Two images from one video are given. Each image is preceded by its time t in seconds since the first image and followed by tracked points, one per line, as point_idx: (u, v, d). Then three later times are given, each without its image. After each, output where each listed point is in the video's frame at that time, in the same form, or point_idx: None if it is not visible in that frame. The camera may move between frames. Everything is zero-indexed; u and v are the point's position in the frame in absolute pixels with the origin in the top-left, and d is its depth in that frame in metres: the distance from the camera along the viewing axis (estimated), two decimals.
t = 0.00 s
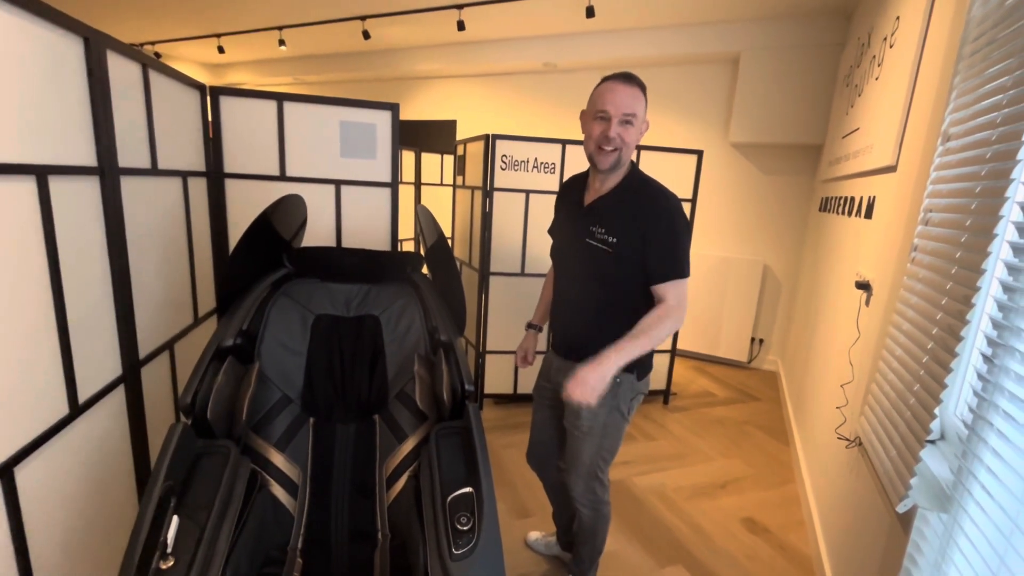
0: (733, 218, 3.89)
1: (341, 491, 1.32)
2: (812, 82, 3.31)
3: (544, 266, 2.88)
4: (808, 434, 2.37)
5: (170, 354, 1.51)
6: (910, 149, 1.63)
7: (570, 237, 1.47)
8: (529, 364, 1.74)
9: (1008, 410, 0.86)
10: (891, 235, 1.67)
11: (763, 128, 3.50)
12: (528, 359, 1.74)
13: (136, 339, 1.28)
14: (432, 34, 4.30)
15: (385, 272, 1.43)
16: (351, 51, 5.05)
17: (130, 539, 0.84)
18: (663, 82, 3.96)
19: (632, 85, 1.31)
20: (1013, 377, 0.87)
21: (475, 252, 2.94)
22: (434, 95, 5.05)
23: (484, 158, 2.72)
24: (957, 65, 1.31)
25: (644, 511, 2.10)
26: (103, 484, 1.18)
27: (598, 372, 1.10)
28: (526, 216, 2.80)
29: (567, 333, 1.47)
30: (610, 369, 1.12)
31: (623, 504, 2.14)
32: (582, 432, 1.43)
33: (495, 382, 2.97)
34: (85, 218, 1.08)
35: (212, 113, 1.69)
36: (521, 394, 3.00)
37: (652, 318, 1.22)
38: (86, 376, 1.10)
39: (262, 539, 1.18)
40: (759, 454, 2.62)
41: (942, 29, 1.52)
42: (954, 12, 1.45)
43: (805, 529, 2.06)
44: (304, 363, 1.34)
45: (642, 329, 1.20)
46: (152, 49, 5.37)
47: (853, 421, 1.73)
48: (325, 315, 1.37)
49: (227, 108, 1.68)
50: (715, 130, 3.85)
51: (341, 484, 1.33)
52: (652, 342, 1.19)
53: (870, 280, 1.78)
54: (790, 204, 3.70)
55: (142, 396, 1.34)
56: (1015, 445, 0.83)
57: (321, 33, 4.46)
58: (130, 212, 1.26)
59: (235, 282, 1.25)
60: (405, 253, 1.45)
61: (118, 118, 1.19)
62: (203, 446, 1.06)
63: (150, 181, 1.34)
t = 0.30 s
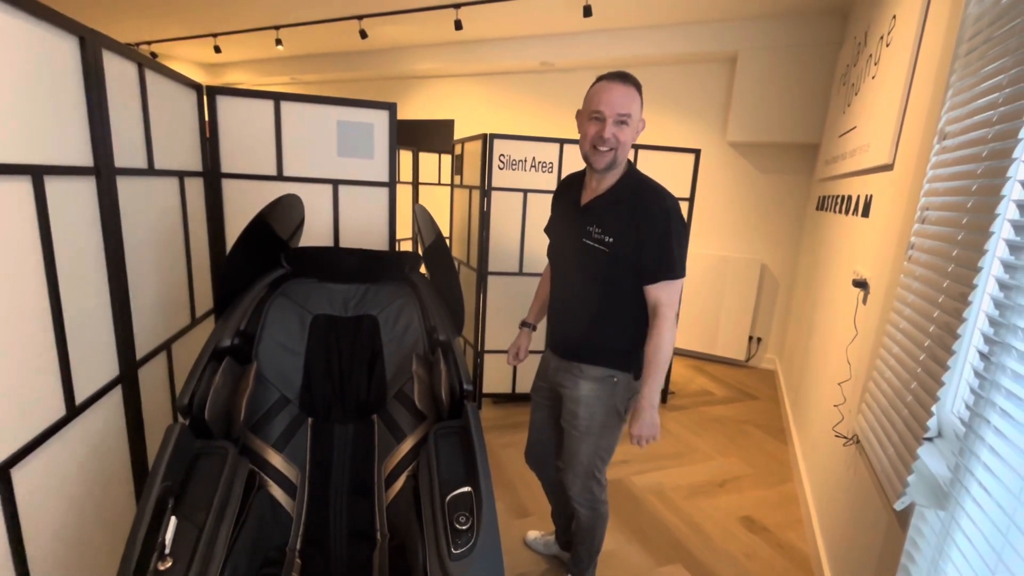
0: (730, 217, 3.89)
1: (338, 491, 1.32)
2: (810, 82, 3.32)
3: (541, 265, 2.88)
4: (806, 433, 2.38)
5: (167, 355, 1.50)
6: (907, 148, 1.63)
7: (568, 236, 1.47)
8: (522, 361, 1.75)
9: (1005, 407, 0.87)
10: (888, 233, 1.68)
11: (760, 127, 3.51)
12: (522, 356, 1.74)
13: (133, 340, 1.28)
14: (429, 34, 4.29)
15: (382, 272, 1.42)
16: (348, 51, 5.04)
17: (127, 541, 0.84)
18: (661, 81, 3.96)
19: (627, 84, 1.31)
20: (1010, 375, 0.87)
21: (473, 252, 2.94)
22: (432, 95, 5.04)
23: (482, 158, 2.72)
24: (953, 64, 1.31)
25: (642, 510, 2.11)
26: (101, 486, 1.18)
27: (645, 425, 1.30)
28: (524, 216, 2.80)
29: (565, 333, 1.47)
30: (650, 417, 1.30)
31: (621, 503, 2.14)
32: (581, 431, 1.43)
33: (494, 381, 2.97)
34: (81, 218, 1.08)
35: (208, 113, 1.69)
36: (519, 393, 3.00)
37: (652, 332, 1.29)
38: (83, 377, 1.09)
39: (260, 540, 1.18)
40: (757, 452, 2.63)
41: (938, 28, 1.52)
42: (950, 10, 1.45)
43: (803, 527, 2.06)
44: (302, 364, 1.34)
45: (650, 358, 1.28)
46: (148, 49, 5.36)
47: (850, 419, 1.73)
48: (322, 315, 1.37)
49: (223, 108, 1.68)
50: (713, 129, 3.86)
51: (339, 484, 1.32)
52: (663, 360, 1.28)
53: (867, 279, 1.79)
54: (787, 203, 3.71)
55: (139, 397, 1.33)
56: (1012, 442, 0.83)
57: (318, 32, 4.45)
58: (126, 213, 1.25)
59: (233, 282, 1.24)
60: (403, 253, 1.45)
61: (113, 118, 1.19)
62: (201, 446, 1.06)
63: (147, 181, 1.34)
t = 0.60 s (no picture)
0: (728, 216, 3.90)
1: (337, 491, 1.32)
2: (807, 81, 3.32)
3: (540, 265, 2.88)
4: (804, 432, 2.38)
5: (165, 356, 1.50)
6: (904, 148, 1.64)
7: (567, 236, 1.47)
8: (523, 362, 1.75)
9: (1003, 405, 0.87)
10: (886, 232, 1.68)
11: (758, 127, 3.51)
12: (523, 357, 1.74)
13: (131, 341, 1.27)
14: (427, 33, 4.29)
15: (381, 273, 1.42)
16: (346, 51, 5.04)
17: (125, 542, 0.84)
18: (658, 81, 3.96)
19: (623, 84, 1.31)
20: (1008, 373, 0.87)
21: (471, 251, 2.94)
22: (430, 95, 5.04)
23: (480, 158, 2.72)
24: (950, 64, 1.31)
25: (641, 509, 2.11)
26: (98, 487, 1.17)
27: (644, 426, 1.28)
28: (522, 215, 2.80)
29: (565, 333, 1.47)
30: (650, 417, 1.29)
31: (621, 502, 2.14)
32: (581, 432, 1.43)
33: (492, 381, 2.97)
34: (78, 219, 1.08)
35: (206, 113, 1.68)
36: (518, 393, 3.00)
37: (658, 330, 1.29)
38: (80, 378, 1.09)
39: (259, 541, 1.18)
40: (756, 451, 2.63)
41: (935, 28, 1.53)
42: (947, 10, 1.45)
43: (802, 526, 2.07)
44: (300, 364, 1.33)
45: (657, 354, 1.28)
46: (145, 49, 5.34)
47: (849, 418, 1.73)
48: (321, 316, 1.37)
49: (221, 108, 1.68)
50: (711, 129, 3.86)
51: (338, 486, 1.32)
52: (668, 360, 1.27)
53: (865, 278, 1.79)
54: (785, 203, 3.71)
55: (137, 398, 1.33)
56: (1009, 440, 0.83)
57: (316, 32, 4.44)
58: (124, 213, 1.25)
59: (231, 283, 1.24)
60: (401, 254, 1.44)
61: (111, 118, 1.18)
62: (200, 447, 1.05)
63: (144, 182, 1.33)
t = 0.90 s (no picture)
0: (727, 216, 3.90)
1: (336, 493, 1.31)
2: (805, 82, 3.33)
3: (538, 265, 2.88)
4: (803, 432, 2.39)
5: (163, 357, 1.50)
6: (901, 148, 1.64)
7: (565, 237, 1.47)
8: (521, 362, 1.75)
9: (1000, 405, 0.87)
10: (883, 233, 1.68)
11: (756, 127, 3.51)
12: (521, 357, 1.74)
13: (128, 342, 1.27)
14: (425, 34, 4.29)
15: (379, 273, 1.42)
16: (344, 51, 5.03)
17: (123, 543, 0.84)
18: (656, 81, 3.97)
19: (618, 83, 1.31)
20: (1005, 372, 0.87)
21: (470, 252, 2.93)
22: (428, 95, 5.04)
23: (479, 158, 2.72)
24: (947, 64, 1.32)
25: (640, 509, 2.11)
26: (96, 488, 1.17)
27: (628, 423, 1.27)
28: (521, 216, 2.80)
29: (563, 333, 1.47)
30: (635, 416, 1.28)
31: (619, 502, 2.15)
32: (581, 431, 1.43)
33: (491, 381, 2.97)
34: (74, 219, 1.07)
35: (203, 114, 1.68)
36: (517, 393, 3.00)
37: (650, 329, 1.28)
38: (77, 379, 1.09)
39: (257, 542, 1.18)
40: (754, 450, 2.64)
41: (932, 28, 1.53)
42: (944, 11, 1.46)
43: (800, 525, 2.07)
44: (298, 365, 1.33)
45: (647, 353, 1.27)
46: (142, 50, 5.33)
47: (847, 418, 1.74)
48: (320, 316, 1.37)
49: (219, 109, 1.67)
50: (709, 129, 3.87)
51: (337, 487, 1.32)
52: (658, 360, 1.27)
53: (863, 277, 1.79)
54: (783, 203, 3.72)
55: (134, 399, 1.32)
56: (1006, 440, 0.83)
57: (313, 32, 4.44)
58: (121, 214, 1.25)
59: (229, 284, 1.24)
60: (400, 254, 1.44)
61: (108, 119, 1.18)
62: (197, 448, 1.05)
63: (142, 182, 1.33)
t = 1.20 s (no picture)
0: (726, 216, 3.90)
1: (335, 492, 1.32)
2: (803, 81, 3.33)
3: (537, 265, 2.88)
4: (801, 431, 2.39)
5: (162, 357, 1.50)
6: (899, 148, 1.65)
7: (562, 237, 1.47)
8: (524, 363, 1.75)
9: (996, 404, 0.87)
10: (881, 233, 1.69)
11: (755, 127, 3.52)
12: (523, 357, 1.74)
13: (126, 342, 1.27)
14: (424, 33, 4.29)
15: (378, 273, 1.42)
16: (343, 51, 5.03)
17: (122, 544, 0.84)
18: (655, 81, 3.97)
19: (613, 84, 1.31)
20: (1002, 372, 0.87)
21: (469, 252, 2.93)
22: (427, 95, 5.04)
23: (477, 158, 2.71)
24: (945, 63, 1.32)
25: (638, 509, 2.11)
26: (94, 488, 1.17)
27: (634, 425, 1.27)
28: (519, 216, 2.80)
29: (562, 333, 1.47)
30: (640, 417, 1.28)
31: (618, 501, 2.15)
32: (579, 430, 1.44)
33: (490, 381, 2.97)
34: (73, 220, 1.07)
35: (202, 114, 1.68)
36: (516, 393, 3.00)
37: (649, 329, 1.29)
38: (75, 380, 1.09)
39: (256, 541, 1.18)
40: (753, 450, 2.64)
41: (929, 28, 1.53)
42: (942, 10, 1.46)
43: (798, 524, 2.07)
44: (297, 365, 1.33)
45: (646, 355, 1.28)
46: (141, 50, 5.32)
47: (845, 417, 1.74)
48: (319, 317, 1.37)
49: (217, 109, 1.67)
50: (708, 129, 3.87)
51: (335, 487, 1.32)
52: (657, 360, 1.27)
53: (861, 277, 1.80)
54: (781, 202, 3.72)
55: (133, 400, 1.33)
56: (1003, 440, 0.84)
57: (312, 32, 4.43)
58: (119, 214, 1.25)
59: (227, 285, 1.24)
60: (399, 254, 1.44)
61: (106, 120, 1.18)
62: (196, 449, 1.05)
63: (140, 183, 1.33)
